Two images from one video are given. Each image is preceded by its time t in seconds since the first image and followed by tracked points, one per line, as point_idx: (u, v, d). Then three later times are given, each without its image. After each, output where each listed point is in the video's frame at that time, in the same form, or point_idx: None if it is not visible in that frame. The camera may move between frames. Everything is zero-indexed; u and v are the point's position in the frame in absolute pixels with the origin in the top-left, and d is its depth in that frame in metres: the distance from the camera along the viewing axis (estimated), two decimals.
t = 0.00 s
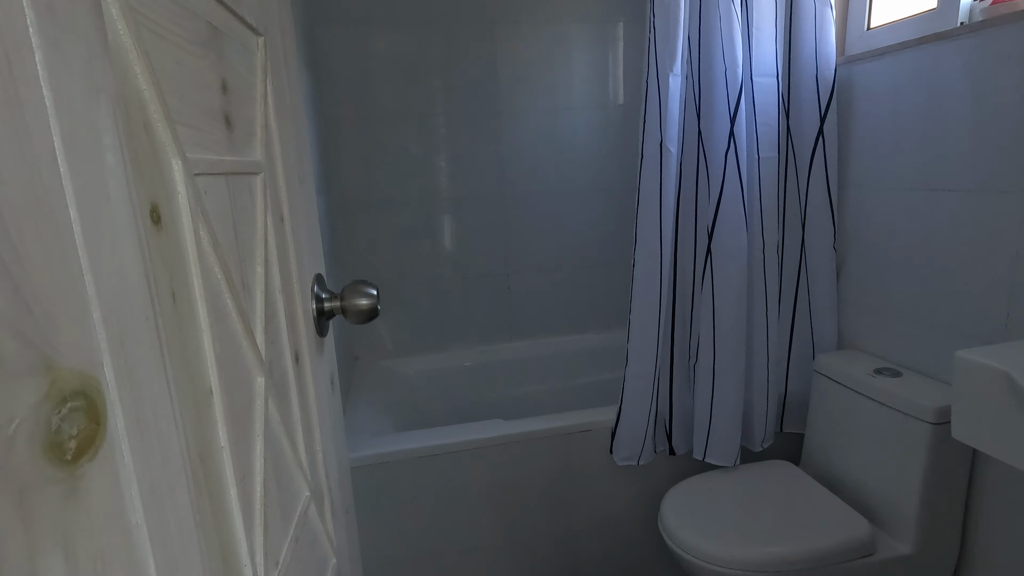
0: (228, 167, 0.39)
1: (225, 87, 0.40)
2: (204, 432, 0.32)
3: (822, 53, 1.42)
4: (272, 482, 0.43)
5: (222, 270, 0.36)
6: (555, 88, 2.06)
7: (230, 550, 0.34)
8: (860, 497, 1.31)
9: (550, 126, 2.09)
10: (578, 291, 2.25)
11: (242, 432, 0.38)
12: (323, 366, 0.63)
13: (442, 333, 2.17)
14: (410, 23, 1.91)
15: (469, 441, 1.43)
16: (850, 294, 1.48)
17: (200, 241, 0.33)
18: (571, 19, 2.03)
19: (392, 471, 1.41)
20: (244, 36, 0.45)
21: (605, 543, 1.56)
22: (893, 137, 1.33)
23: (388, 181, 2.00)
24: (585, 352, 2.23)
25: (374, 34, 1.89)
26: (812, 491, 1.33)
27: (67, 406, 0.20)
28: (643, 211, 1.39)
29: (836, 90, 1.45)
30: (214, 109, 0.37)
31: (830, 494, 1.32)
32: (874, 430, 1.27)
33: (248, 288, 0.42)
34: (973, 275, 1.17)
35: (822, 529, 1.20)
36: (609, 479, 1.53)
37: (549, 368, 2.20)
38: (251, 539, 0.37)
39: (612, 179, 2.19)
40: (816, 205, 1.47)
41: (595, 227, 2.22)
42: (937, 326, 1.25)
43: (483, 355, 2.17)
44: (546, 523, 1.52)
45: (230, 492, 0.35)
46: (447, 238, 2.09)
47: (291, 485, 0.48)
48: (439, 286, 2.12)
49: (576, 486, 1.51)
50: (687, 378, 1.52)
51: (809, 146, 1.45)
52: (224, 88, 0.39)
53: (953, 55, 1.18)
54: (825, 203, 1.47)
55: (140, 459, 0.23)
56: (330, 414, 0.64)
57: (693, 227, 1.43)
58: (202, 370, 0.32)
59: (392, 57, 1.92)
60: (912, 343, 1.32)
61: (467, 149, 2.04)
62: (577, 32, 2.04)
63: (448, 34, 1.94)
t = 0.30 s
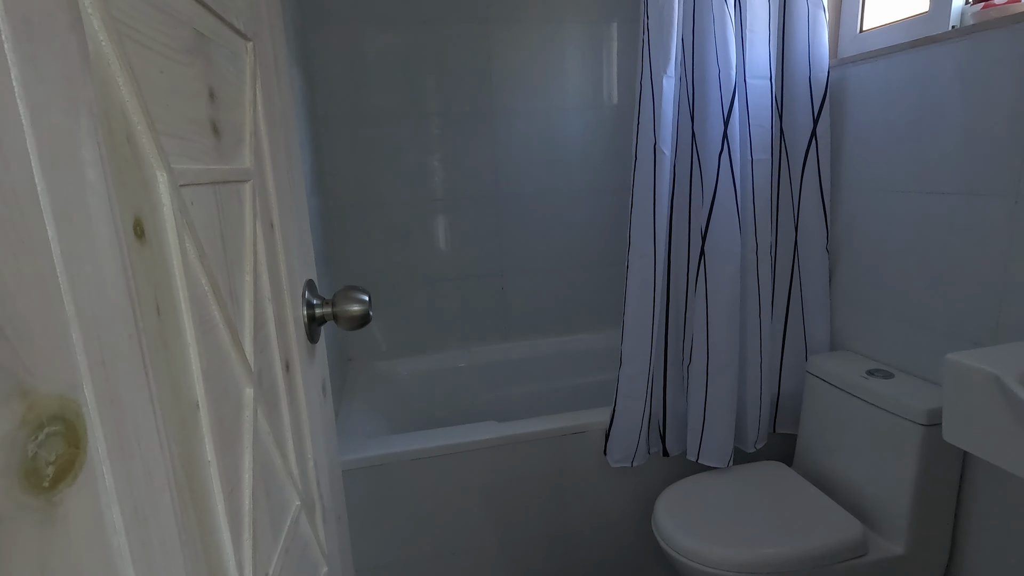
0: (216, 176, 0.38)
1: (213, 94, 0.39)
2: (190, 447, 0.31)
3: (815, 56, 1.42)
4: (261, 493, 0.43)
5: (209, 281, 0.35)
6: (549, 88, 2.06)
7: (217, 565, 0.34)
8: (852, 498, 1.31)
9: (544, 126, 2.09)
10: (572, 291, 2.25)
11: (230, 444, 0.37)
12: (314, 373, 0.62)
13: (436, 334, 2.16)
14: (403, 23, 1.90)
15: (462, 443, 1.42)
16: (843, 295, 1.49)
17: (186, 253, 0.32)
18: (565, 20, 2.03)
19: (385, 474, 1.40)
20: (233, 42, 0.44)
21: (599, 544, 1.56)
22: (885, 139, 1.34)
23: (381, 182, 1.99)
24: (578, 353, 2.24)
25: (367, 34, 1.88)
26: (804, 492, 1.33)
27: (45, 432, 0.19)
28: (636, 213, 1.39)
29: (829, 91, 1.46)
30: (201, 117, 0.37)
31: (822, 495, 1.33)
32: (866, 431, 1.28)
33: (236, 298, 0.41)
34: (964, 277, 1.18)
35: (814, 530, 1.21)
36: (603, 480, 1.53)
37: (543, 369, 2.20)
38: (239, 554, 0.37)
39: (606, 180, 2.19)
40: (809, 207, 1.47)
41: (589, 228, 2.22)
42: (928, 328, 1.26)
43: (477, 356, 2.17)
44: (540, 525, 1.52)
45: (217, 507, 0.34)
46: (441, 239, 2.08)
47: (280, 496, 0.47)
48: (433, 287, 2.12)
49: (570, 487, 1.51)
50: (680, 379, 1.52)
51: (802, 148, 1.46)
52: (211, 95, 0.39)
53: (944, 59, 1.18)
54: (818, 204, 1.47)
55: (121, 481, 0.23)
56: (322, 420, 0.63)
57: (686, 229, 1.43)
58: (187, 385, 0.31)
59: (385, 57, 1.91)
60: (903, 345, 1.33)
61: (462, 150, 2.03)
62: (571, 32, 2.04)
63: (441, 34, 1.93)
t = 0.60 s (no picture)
0: (202, 178, 0.38)
1: (199, 97, 0.39)
2: (175, 451, 0.31)
3: (809, 56, 1.42)
4: (249, 497, 0.43)
5: (195, 285, 0.35)
6: (545, 87, 2.06)
7: (204, 570, 0.34)
8: (844, 496, 1.32)
9: (539, 125, 2.09)
10: (567, 290, 2.26)
11: (217, 447, 0.37)
12: (304, 375, 0.62)
13: (431, 333, 2.16)
14: (398, 21, 1.89)
15: (456, 443, 1.42)
16: (836, 295, 1.49)
17: (170, 257, 0.32)
18: (560, 19, 2.03)
19: (379, 473, 1.40)
20: (219, 43, 0.44)
21: (593, 543, 1.56)
22: (877, 140, 1.34)
23: (376, 181, 1.98)
24: (573, 352, 2.24)
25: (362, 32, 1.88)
26: (797, 491, 1.34)
27: (24, 440, 0.19)
28: (630, 212, 1.39)
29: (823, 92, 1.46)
30: (186, 119, 0.37)
31: (815, 494, 1.33)
32: (858, 430, 1.28)
33: (224, 301, 0.41)
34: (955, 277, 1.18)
35: (807, 529, 1.21)
36: (597, 480, 1.53)
37: (538, 368, 2.20)
38: (226, 558, 0.37)
39: (601, 178, 2.20)
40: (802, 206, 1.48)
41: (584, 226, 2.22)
42: (920, 327, 1.27)
43: (473, 355, 2.17)
44: (535, 524, 1.52)
45: (203, 512, 0.34)
46: (436, 238, 2.08)
47: (270, 499, 0.47)
48: (428, 286, 2.11)
49: (564, 487, 1.51)
50: (674, 378, 1.53)
51: (795, 148, 1.46)
52: (197, 98, 0.39)
53: (936, 60, 1.19)
54: (811, 205, 1.48)
55: (102, 488, 0.23)
56: (313, 421, 0.63)
57: (680, 229, 1.43)
58: (173, 390, 0.31)
59: (380, 55, 1.90)
60: (895, 344, 1.33)
61: (457, 149, 2.03)
62: (566, 31, 2.04)
63: (436, 33, 1.92)
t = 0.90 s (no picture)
0: (198, 190, 0.40)
1: (194, 112, 0.40)
2: (171, 452, 0.33)
3: (799, 60, 1.44)
4: (244, 494, 0.45)
5: (191, 293, 0.37)
6: (540, 89, 2.07)
7: (199, 564, 0.35)
8: (832, 494, 1.34)
9: (535, 127, 2.10)
10: (563, 291, 2.28)
11: (213, 448, 0.39)
12: (298, 376, 0.64)
13: (428, 333, 2.18)
14: (394, 24, 1.91)
15: (451, 442, 1.44)
16: (826, 296, 1.51)
17: (167, 268, 0.34)
18: (556, 21, 2.04)
19: (375, 472, 1.42)
20: (214, 59, 0.45)
21: (586, 540, 1.58)
22: (866, 143, 1.36)
23: (372, 182, 2.00)
24: (568, 351, 2.26)
25: (358, 34, 1.89)
26: (786, 489, 1.36)
27: (32, 444, 0.21)
28: (623, 214, 1.40)
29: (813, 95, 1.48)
30: (182, 135, 0.38)
31: (803, 492, 1.36)
32: (846, 429, 1.31)
33: (219, 307, 0.43)
34: (941, 279, 1.20)
35: (795, 526, 1.24)
36: (590, 478, 1.55)
37: (534, 367, 2.22)
38: (221, 553, 0.39)
39: (597, 180, 2.21)
40: (793, 208, 1.50)
41: (580, 227, 2.24)
42: (907, 328, 1.29)
43: (469, 354, 2.19)
44: (529, 521, 1.54)
45: (199, 509, 0.36)
46: (432, 238, 2.10)
47: (264, 498, 0.49)
48: (424, 286, 2.13)
49: (558, 485, 1.53)
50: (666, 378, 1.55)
51: (786, 151, 1.48)
52: (193, 113, 0.40)
53: (923, 65, 1.21)
54: (802, 206, 1.50)
55: (103, 487, 0.25)
56: (307, 421, 0.65)
57: (672, 230, 1.45)
58: (170, 394, 0.33)
59: (376, 57, 1.91)
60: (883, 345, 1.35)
61: (453, 150, 2.04)
62: (562, 33, 2.05)
63: (432, 35, 1.94)
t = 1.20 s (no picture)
0: (205, 205, 0.45)
1: (201, 135, 0.45)
2: (182, 435, 0.38)
3: (781, 68, 1.49)
4: (245, 477, 0.49)
5: (198, 297, 0.42)
6: (536, 93, 2.12)
7: (206, 534, 0.40)
8: (813, 487, 1.39)
9: (530, 130, 2.15)
10: (558, 290, 2.32)
11: (217, 436, 0.44)
12: (295, 372, 0.69)
13: (425, 332, 2.23)
14: (391, 30, 1.95)
15: (445, 437, 1.49)
16: (809, 296, 1.56)
17: (178, 275, 0.39)
18: (551, 27, 2.09)
19: (371, 466, 1.47)
20: (217, 83, 0.50)
21: (576, 533, 1.63)
22: (846, 149, 1.41)
23: (370, 184, 2.05)
24: (562, 350, 2.31)
25: (356, 40, 1.94)
26: (768, 482, 1.41)
27: (73, 422, 0.26)
28: (611, 217, 1.45)
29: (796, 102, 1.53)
30: (190, 156, 0.43)
31: (785, 485, 1.40)
32: (826, 425, 1.35)
33: (222, 309, 0.48)
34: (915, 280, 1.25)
35: (776, 518, 1.28)
36: (580, 472, 1.60)
37: (529, 366, 2.27)
38: (225, 527, 0.44)
39: (591, 182, 2.26)
40: (777, 211, 1.54)
41: (574, 228, 2.29)
42: (884, 327, 1.34)
43: (465, 353, 2.24)
44: (521, 514, 1.59)
45: (206, 487, 0.41)
46: (429, 239, 2.14)
47: (264, 481, 0.54)
48: (421, 286, 2.18)
49: (549, 479, 1.58)
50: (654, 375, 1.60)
51: (769, 155, 1.53)
52: (199, 136, 0.45)
53: (899, 74, 1.26)
54: (785, 209, 1.54)
55: (128, 460, 0.30)
56: (303, 415, 0.70)
57: (659, 233, 1.50)
58: (180, 384, 0.38)
59: (374, 62, 1.96)
60: (862, 343, 1.40)
61: (449, 153, 2.09)
62: (556, 39, 2.10)
63: (428, 41, 1.98)
